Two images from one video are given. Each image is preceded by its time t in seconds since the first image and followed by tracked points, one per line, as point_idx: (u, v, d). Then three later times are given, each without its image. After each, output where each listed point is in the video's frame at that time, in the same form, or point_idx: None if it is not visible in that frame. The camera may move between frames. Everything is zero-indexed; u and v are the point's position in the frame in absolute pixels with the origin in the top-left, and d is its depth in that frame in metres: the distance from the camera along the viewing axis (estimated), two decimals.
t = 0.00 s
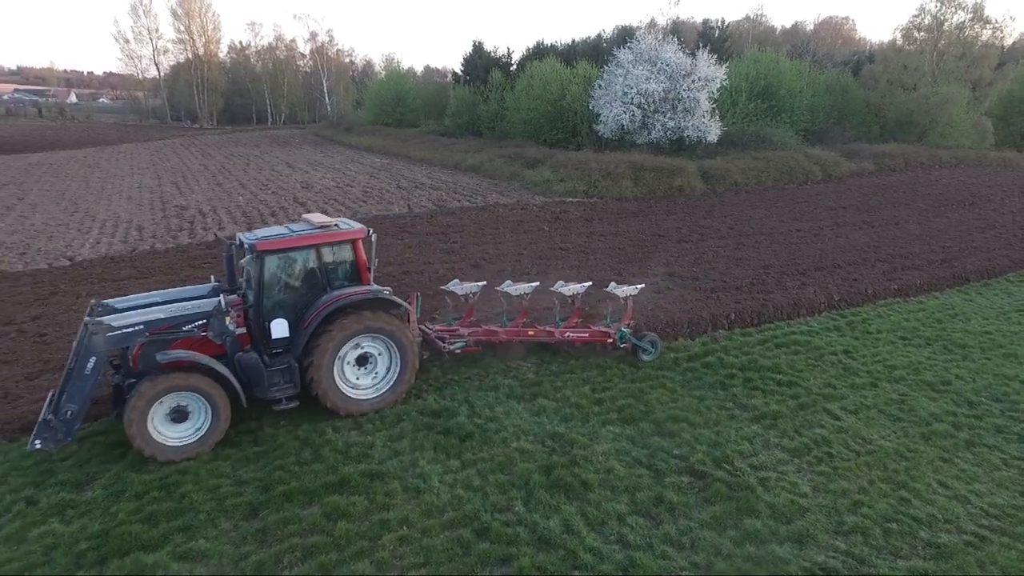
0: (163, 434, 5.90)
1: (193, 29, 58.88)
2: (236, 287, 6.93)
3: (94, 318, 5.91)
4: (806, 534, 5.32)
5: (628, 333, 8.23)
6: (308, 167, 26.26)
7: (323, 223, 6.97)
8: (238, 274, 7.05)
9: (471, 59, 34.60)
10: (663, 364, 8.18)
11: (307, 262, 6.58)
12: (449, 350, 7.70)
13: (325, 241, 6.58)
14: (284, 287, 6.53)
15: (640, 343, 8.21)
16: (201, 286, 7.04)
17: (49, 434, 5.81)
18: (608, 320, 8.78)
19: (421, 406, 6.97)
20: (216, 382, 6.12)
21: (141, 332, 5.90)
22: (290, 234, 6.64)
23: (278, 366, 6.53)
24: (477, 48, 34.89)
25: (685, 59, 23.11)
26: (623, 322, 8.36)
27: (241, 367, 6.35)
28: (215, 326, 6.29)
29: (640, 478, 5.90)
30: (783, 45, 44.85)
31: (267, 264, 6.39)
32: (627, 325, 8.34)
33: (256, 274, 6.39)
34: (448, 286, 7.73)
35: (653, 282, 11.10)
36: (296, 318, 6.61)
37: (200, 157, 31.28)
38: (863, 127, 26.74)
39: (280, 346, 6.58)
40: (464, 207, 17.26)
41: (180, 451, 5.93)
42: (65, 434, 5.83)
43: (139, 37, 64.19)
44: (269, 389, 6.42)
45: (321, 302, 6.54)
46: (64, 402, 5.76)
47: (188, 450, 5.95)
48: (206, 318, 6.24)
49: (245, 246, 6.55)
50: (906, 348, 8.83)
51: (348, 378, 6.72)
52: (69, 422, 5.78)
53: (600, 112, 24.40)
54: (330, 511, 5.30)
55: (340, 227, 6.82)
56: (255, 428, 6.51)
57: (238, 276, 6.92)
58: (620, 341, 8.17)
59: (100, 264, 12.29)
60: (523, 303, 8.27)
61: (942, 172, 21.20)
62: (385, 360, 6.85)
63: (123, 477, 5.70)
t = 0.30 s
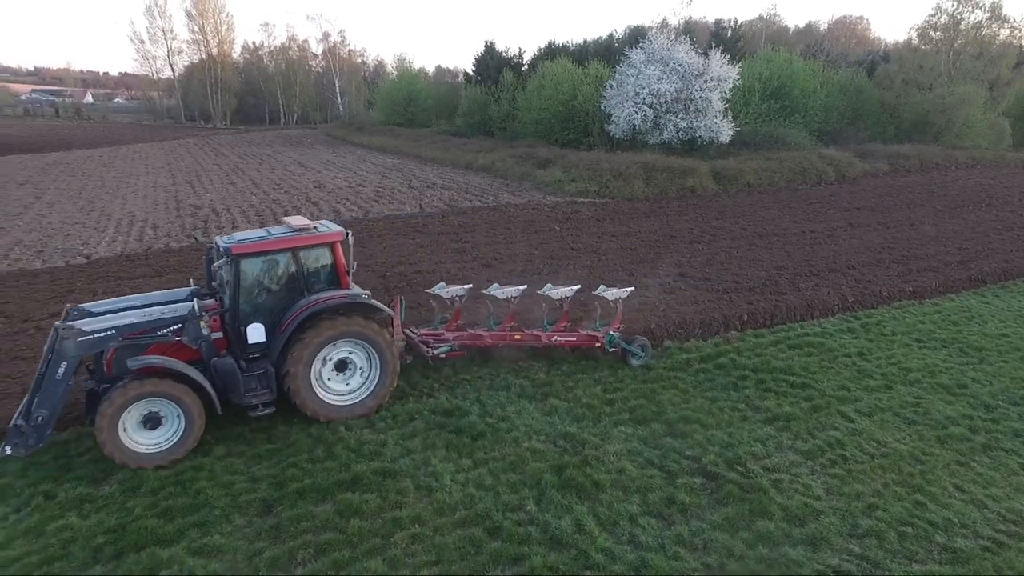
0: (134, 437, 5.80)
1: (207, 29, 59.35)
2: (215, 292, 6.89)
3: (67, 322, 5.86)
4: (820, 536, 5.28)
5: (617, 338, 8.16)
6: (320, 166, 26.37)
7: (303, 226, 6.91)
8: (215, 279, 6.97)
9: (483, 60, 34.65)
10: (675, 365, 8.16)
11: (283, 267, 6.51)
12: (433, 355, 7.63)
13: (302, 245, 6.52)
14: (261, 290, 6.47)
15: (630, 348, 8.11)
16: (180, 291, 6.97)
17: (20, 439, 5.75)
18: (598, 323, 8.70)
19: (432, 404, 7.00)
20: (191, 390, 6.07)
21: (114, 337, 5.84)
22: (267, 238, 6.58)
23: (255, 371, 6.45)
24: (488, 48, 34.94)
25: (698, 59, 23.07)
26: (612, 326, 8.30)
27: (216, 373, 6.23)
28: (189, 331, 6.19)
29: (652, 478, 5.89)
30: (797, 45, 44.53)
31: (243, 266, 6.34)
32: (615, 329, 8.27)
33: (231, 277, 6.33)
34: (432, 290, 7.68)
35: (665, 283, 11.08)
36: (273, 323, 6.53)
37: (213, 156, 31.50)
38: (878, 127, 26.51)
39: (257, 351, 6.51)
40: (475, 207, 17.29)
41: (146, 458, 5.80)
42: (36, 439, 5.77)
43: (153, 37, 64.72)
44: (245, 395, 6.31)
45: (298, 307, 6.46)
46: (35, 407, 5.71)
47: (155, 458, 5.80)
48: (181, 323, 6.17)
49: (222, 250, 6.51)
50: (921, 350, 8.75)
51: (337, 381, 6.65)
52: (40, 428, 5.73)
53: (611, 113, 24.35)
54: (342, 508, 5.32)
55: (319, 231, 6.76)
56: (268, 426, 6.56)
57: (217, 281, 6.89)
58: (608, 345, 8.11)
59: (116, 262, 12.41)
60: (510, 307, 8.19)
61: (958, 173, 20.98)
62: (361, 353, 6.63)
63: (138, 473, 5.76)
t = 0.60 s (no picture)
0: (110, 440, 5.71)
1: (234, 30, 60.25)
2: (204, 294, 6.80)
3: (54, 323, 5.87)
4: (844, 543, 5.20)
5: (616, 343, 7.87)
6: (343, 166, 26.63)
7: (293, 228, 6.81)
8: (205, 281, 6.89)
9: (506, 60, 34.71)
10: (697, 367, 8.09)
11: (271, 270, 6.42)
12: (426, 359, 7.40)
13: (290, 248, 6.42)
14: (248, 294, 6.38)
15: (629, 354, 7.87)
16: (170, 293, 6.93)
17: (5, 439, 5.76)
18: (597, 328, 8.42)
19: (453, 403, 7.03)
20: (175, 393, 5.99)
21: (99, 339, 5.81)
22: (255, 240, 6.48)
23: (243, 375, 6.37)
24: (511, 48, 34.98)
25: (722, 59, 22.92)
26: (611, 331, 8.00)
27: (203, 376, 6.14)
28: (175, 334, 6.08)
29: (673, 481, 5.84)
30: (825, 45, 43.86)
31: (231, 269, 6.25)
32: (615, 334, 7.98)
33: (219, 280, 6.24)
34: (427, 293, 7.59)
35: (687, 284, 11.00)
36: (261, 326, 6.44)
37: (239, 155, 31.96)
38: (907, 127, 26.02)
39: (244, 355, 6.42)
40: (496, 207, 17.32)
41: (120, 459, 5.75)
42: (20, 440, 5.78)
43: (182, 38, 65.85)
44: (232, 399, 6.20)
45: (286, 310, 6.36)
46: (20, 408, 5.72)
47: (128, 463, 5.72)
48: (168, 324, 6.06)
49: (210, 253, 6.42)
50: (951, 356, 8.56)
51: (337, 381, 6.62)
52: (25, 429, 5.73)
53: (634, 113, 24.25)
54: (363, 504, 5.37)
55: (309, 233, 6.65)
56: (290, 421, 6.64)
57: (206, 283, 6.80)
58: (605, 351, 7.81)
59: (144, 259, 12.65)
60: (507, 311, 7.95)
61: (990, 175, 20.50)
62: (335, 352, 6.45)
63: (164, 466, 5.87)
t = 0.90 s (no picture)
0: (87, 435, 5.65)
1: (259, 31, 61.02)
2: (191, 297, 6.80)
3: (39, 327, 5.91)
4: (866, 550, 5.12)
5: (611, 348, 7.76)
6: (364, 165, 26.84)
7: (278, 230, 6.74)
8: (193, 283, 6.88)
9: (527, 60, 34.75)
10: (717, 370, 8.02)
11: (255, 272, 6.36)
12: (415, 362, 7.28)
13: (273, 250, 6.35)
14: (231, 297, 6.33)
15: (624, 359, 7.73)
16: (157, 294, 6.96)
17: None
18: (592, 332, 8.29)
19: (471, 401, 7.05)
20: (159, 396, 5.94)
21: (83, 342, 5.83)
22: (239, 243, 6.43)
23: (228, 377, 6.33)
24: (532, 48, 35.00)
25: (746, 59, 22.78)
26: (606, 335, 7.87)
27: (187, 379, 6.13)
28: (160, 337, 6.10)
29: (692, 483, 5.79)
30: (851, 44, 43.17)
31: (214, 272, 6.21)
32: (610, 339, 7.86)
33: (201, 284, 6.21)
34: (421, 295, 7.50)
35: (707, 285, 10.92)
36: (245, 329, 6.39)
37: (262, 155, 32.34)
38: (936, 128, 25.52)
39: (229, 358, 6.39)
40: (516, 207, 17.33)
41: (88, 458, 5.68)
42: (7, 444, 5.78)
43: (207, 40, 66.88)
44: (216, 402, 6.19)
45: (270, 313, 6.30)
46: (6, 412, 5.73)
47: (110, 465, 5.70)
48: (153, 327, 6.09)
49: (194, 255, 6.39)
50: (979, 361, 8.38)
51: (327, 379, 6.52)
52: (11, 432, 5.73)
53: (655, 113, 24.12)
54: (381, 501, 5.41)
55: (294, 235, 6.58)
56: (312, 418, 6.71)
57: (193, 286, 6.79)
58: (600, 356, 7.69)
59: (170, 255, 12.86)
60: (500, 313, 7.82)
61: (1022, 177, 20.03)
62: (309, 358, 6.30)
63: (187, 459, 5.97)
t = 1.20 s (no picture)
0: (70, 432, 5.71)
1: (285, 31, 61.81)
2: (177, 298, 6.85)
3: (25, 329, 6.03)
4: (891, 558, 5.02)
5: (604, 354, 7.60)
6: (387, 164, 27.04)
7: (264, 233, 6.74)
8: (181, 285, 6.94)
9: (550, 60, 34.78)
10: (739, 373, 7.93)
11: (238, 276, 6.36)
12: (404, 367, 7.23)
13: (256, 253, 6.34)
14: (215, 300, 6.36)
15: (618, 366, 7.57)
16: (147, 296, 7.06)
17: None
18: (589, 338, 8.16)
19: (490, 400, 7.07)
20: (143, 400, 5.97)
21: (66, 344, 5.94)
22: (224, 246, 6.44)
23: (212, 381, 6.37)
24: (556, 48, 35.01)
25: (772, 58, 22.54)
26: (600, 340, 7.73)
27: (171, 382, 6.19)
28: (143, 340, 6.16)
29: (712, 487, 5.74)
30: (881, 43, 42.36)
31: (197, 275, 6.22)
32: (604, 344, 7.71)
33: (184, 288, 6.24)
34: (411, 298, 7.47)
35: (730, 287, 10.82)
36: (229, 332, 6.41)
37: (287, 154, 32.74)
38: (968, 128, 24.95)
39: (214, 361, 6.44)
40: (537, 207, 17.33)
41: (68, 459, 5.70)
42: None
43: (235, 40, 67.92)
44: (199, 406, 6.24)
45: (252, 317, 6.31)
46: None
47: (90, 467, 5.73)
48: (138, 330, 6.17)
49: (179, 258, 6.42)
50: (1012, 368, 8.17)
51: (310, 377, 6.46)
52: None
53: (679, 113, 23.96)
54: (401, 497, 5.44)
55: (278, 238, 6.57)
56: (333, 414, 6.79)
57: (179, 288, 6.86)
58: (592, 361, 7.54)
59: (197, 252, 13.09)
60: (493, 318, 7.78)
61: None
62: (280, 368, 6.25)
63: (211, 452, 6.07)
